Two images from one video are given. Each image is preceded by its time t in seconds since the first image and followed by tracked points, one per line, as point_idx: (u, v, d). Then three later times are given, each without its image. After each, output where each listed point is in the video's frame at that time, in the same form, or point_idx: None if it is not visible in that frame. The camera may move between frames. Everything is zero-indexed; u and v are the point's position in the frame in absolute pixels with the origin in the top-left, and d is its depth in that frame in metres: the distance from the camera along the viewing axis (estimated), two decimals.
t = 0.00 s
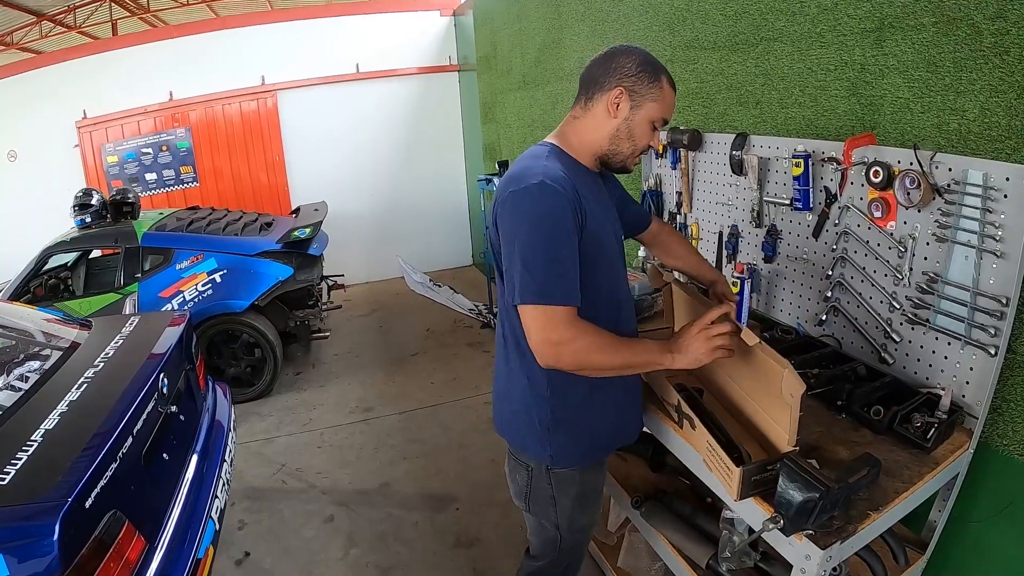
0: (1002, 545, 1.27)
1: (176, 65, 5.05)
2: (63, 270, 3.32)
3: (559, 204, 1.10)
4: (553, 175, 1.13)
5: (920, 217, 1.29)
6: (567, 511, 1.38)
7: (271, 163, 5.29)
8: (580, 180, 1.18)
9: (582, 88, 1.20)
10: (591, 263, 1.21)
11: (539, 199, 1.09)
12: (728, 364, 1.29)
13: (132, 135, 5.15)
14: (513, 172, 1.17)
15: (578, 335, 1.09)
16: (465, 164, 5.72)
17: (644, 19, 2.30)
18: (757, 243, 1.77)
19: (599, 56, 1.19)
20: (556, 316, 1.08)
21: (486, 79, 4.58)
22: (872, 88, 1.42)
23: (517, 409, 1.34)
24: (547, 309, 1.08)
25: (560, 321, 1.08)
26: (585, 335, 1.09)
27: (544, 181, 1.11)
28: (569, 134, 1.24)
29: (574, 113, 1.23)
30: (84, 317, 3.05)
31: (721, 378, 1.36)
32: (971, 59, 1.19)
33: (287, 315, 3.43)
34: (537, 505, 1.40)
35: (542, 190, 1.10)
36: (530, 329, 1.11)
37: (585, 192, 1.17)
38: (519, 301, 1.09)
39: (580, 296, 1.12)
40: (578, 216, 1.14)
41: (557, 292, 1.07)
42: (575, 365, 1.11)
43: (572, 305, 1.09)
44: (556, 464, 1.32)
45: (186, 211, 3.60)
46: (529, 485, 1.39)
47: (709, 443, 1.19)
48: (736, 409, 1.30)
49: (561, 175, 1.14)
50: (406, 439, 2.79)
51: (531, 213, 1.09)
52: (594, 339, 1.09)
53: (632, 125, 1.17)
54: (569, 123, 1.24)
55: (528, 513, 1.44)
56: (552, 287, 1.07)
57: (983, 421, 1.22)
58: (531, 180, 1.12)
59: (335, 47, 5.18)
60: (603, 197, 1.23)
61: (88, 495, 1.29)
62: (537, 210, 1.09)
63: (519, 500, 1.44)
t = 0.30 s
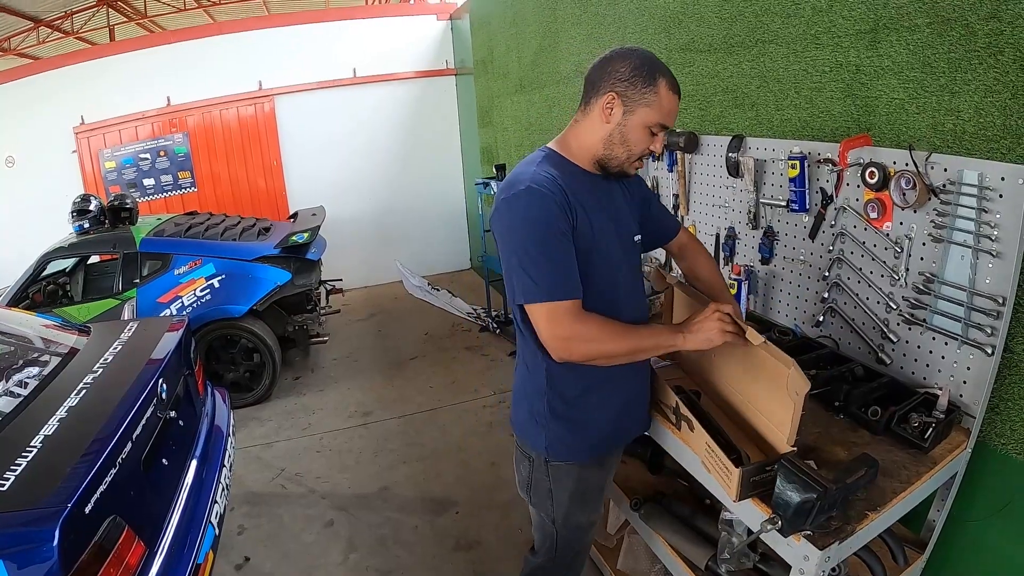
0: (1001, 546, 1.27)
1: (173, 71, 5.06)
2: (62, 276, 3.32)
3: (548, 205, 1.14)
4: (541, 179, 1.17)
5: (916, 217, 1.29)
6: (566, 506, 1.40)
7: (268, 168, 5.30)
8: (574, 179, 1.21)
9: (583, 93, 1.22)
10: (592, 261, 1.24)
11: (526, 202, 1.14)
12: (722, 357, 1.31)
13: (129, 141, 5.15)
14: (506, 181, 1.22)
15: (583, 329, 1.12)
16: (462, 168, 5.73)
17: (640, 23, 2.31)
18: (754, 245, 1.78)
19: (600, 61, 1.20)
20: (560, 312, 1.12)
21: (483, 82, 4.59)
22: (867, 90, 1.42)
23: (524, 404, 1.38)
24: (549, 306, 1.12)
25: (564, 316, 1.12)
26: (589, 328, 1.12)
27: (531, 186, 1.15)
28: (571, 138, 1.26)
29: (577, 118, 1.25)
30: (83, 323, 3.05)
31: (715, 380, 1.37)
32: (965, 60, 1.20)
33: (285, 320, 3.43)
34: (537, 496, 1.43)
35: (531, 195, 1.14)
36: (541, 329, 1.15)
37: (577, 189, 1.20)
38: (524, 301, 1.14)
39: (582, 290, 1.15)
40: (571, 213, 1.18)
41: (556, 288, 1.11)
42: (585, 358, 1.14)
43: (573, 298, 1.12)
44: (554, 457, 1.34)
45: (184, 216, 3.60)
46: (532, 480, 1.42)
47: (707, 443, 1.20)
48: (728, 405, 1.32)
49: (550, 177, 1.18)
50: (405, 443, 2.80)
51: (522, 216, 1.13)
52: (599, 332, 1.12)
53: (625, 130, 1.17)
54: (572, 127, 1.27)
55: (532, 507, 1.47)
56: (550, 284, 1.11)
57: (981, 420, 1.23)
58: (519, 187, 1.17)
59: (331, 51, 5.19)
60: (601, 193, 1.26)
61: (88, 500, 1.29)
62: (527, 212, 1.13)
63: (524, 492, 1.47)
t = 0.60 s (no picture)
0: (1001, 537, 1.27)
1: (169, 69, 5.05)
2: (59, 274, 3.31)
3: (558, 193, 1.14)
4: (549, 168, 1.18)
5: (914, 209, 1.29)
6: (568, 497, 1.40)
7: (265, 165, 5.29)
8: (582, 167, 1.22)
9: (587, 84, 1.22)
10: (604, 250, 1.24)
11: (535, 191, 1.14)
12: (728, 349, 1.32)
13: (125, 139, 5.14)
14: (513, 172, 1.23)
15: (603, 315, 1.12)
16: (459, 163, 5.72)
17: (636, 14, 2.30)
18: (751, 237, 1.78)
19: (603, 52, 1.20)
20: (578, 298, 1.12)
21: (479, 77, 4.58)
22: (864, 82, 1.42)
23: (529, 395, 1.38)
24: (568, 293, 1.12)
25: (585, 302, 1.12)
26: (609, 314, 1.12)
27: (539, 175, 1.16)
28: (577, 130, 1.26)
29: (581, 110, 1.25)
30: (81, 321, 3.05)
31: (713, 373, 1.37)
32: (962, 51, 1.20)
33: (283, 316, 3.43)
34: (539, 487, 1.43)
35: (540, 184, 1.15)
36: (562, 317, 1.15)
37: (586, 177, 1.21)
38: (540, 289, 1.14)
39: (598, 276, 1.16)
40: (581, 201, 1.18)
41: (572, 274, 1.11)
42: (607, 345, 1.14)
43: (592, 283, 1.12)
44: (558, 447, 1.34)
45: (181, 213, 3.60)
46: (533, 470, 1.43)
47: (707, 436, 1.19)
48: (724, 399, 1.32)
49: (557, 166, 1.19)
50: (404, 439, 2.80)
51: (532, 205, 1.14)
52: (618, 319, 1.12)
53: (629, 120, 1.17)
54: (577, 119, 1.26)
55: (533, 499, 1.47)
56: (566, 270, 1.11)
57: (979, 411, 1.23)
58: (528, 176, 1.17)
59: (327, 47, 5.18)
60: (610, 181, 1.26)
61: (86, 498, 1.29)
62: (536, 201, 1.14)
63: (524, 483, 1.47)
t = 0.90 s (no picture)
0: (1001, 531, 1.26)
1: (167, 63, 5.03)
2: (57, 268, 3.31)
3: (576, 181, 1.14)
4: (564, 156, 1.17)
5: (914, 202, 1.28)
6: (568, 489, 1.40)
7: (264, 160, 5.28)
8: (595, 156, 1.21)
9: (599, 76, 1.21)
10: (614, 241, 1.24)
11: (551, 178, 1.13)
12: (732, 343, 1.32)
13: (123, 133, 5.13)
14: (524, 160, 1.21)
15: (627, 303, 1.12)
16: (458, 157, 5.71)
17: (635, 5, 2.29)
18: (751, 230, 1.77)
19: (615, 44, 1.19)
20: (600, 286, 1.12)
21: (478, 70, 4.57)
22: (865, 74, 1.41)
23: (528, 388, 1.38)
24: (588, 280, 1.12)
25: (609, 289, 1.12)
26: (632, 301, 1.12)
27: (556, 163, 1.15)
28: (586, 121, 1.25)
29: (591, 101, 1.24)
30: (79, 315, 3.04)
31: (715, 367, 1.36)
32: (963, 43, 1.19)
33: (281, 310, 3.44)
34: (537, 479, 1.43)
35: (557, 172, 1.14)
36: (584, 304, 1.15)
37: (600, 166, 1.20)
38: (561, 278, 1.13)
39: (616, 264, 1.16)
40: (597, 189, 1.18)
41: (591, 263, 1.11)
42: (628, 334, 1.14)
43: (613, 271, 1.12)
44: (556, 439, 1.34)
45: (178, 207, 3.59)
46: (532, 463, 1.42)
47: (707, 430, 1.19)
48: (724, 393, 1.32)
49: (572, 154, 1.18)
50: (403, 432, 2.79)
51: (551, 193, 1.13)
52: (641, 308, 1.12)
53: (640, 116, 1.17)
54: (587, 111, 1.26)
55: (531, 491, 1.47)
56: (586, 258, 1.11)
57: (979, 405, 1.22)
58: (543, 164, 1.16)
59: (326, 40, 5.16)
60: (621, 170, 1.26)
61: (84, 492, 1.29)
62: (555, 189, 1.13)
63: (523, 476, 1.47)
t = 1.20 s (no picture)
0: (998, 535, 1.27)
1: (167, 66, 5.04)
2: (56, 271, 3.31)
3: (592, 190, 1.14)
4: (576, 166, 1.17)
5: (912, 207, 1.29)
6: (569, 494, 1.40)
7: (263, 162, 5.28)
8: (602, 165, 1.22)
9: (599, 82, 1.21)
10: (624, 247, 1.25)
11: (565, 187, 1.13)
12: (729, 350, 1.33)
13: (123, 135, 5.13)
14: (531, 170, 1.21)
15: (649, 308, 1.14)
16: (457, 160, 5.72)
17: (634, 11, 2.30)
18: (749, 235, 1.77)
19: (616, 51, 1.19)
20: (624, 292, 1.13)
21: (478, 74, 4.57)
22: (864, 79, 1.42)
23: (530, 394, 1.39)
24: (610, 288, 1.13)
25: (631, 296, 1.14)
26: (653, 307, 1.14)
27: (570, 173, 1.15)
28: (587, 127, 1.26)
29: (592, 107, 1.25)
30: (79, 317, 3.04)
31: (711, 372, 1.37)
32: (961, 49, 1.19)
33: (281, 313, 3.44)
34: (537, 484, 1.43)
35: (573, 181, 1.14)
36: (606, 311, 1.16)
37: (609, 175, 1.22)
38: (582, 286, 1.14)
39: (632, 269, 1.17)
40: (609, 197, 1.19)
41: (613, 270, 1.12)
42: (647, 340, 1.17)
43: (631, 277, 1.14)
44: (559, 445, 1.34)
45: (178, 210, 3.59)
46: (533, 467, 1.42)
47: (705, 434, 1.19)
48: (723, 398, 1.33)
49: (581, 164, 1.18)
50: (402, 436, 2.79)
51: (568, 203, 1.13)
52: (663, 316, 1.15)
53: (639, 123, 1.17)
54: (587, 117, 1.26)
55: (532, 496, 1.47)
56: (607, 266, 1.12)
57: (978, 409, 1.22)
58: (556, 174, 1.15)
59: (326, 44, 5.17)
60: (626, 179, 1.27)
61: (84, 494, 1.29)
62: (573, 198, 1.13)
63: (524, 481, 1.47)
